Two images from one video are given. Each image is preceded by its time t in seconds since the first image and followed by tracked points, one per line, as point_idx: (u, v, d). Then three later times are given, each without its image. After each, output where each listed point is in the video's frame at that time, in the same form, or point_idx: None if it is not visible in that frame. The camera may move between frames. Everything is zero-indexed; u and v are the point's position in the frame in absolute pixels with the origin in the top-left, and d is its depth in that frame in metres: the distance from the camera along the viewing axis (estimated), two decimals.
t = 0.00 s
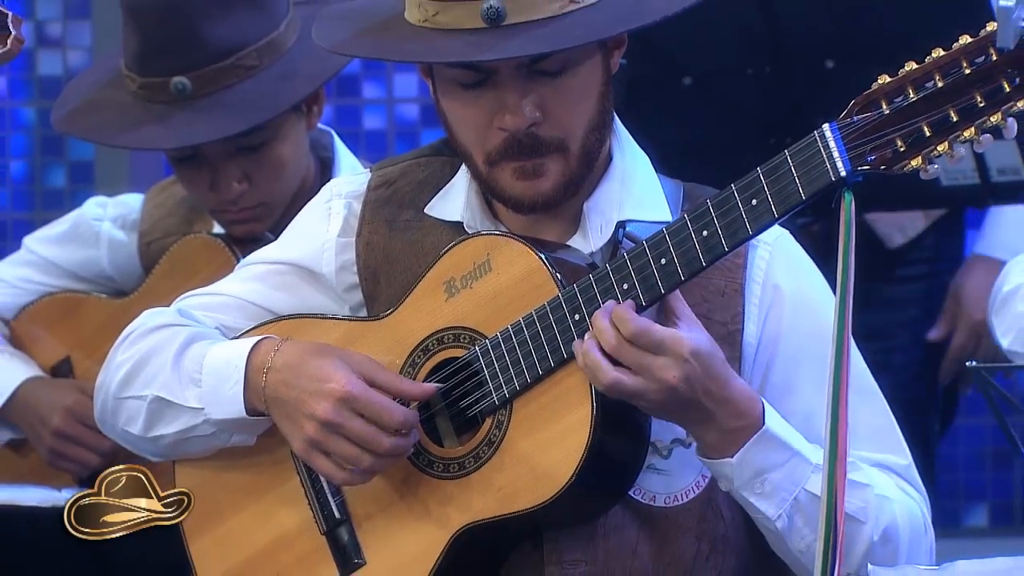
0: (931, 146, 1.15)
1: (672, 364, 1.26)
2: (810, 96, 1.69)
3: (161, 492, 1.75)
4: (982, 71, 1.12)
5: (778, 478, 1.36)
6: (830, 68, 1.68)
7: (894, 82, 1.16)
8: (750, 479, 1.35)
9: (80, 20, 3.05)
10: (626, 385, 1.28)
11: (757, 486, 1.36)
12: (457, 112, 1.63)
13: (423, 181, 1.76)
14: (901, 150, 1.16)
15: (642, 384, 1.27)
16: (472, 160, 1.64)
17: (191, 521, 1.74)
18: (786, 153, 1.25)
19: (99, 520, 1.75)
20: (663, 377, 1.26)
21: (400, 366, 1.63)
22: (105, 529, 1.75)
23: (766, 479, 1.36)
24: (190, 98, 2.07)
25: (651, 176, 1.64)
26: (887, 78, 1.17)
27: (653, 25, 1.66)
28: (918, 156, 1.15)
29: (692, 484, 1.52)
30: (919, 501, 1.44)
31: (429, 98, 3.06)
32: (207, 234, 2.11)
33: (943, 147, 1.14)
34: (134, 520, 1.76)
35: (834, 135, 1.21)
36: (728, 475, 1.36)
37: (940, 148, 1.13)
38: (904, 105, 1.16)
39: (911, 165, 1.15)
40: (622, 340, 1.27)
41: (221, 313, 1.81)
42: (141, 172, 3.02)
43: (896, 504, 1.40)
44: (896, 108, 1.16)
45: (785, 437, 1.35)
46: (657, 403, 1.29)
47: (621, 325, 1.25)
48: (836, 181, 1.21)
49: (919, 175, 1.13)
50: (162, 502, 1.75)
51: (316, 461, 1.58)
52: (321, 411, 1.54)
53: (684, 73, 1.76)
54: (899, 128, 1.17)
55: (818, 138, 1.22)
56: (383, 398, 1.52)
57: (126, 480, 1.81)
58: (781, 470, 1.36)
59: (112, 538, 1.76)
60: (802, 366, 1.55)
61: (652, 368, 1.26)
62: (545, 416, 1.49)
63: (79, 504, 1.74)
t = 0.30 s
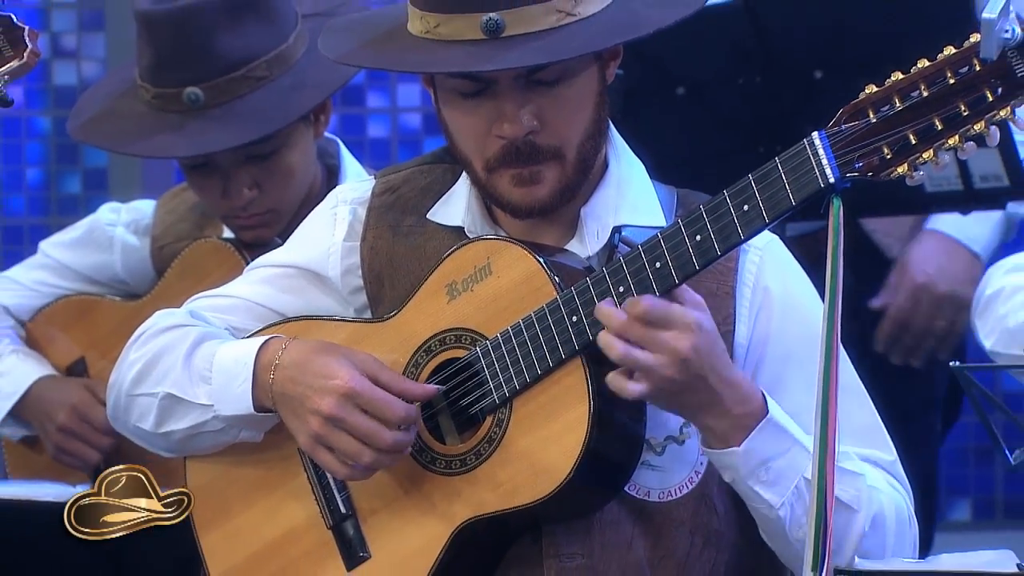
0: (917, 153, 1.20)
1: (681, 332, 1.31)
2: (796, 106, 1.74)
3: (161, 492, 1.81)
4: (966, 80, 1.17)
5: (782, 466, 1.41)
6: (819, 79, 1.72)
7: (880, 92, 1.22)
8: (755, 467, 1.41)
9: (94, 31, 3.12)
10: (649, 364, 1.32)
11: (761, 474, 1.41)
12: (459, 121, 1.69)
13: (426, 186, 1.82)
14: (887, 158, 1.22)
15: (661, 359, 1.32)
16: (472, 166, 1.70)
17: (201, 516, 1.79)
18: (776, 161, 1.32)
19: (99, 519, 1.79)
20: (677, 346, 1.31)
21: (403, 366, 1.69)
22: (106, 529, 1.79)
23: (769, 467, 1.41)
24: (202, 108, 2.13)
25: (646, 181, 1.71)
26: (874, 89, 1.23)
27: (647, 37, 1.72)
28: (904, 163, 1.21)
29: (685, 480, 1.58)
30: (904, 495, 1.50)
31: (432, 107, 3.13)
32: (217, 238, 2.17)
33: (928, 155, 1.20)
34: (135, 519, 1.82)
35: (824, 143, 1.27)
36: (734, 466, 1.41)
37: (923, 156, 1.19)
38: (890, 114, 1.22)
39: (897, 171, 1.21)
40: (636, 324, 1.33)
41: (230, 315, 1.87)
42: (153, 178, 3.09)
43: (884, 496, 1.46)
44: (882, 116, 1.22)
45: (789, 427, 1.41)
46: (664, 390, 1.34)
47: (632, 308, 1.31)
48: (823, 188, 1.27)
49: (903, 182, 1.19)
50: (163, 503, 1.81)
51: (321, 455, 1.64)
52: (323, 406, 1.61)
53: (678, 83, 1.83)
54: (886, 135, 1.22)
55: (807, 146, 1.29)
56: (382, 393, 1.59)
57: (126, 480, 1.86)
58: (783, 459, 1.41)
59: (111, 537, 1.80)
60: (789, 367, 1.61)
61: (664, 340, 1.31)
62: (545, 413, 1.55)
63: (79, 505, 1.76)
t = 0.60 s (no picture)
0: (902, 161, 1.26)
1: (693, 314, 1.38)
2: (790, 116, 1.81)
3: (159, 493, 1.88)
4: (950, 91, 1.23)
5: (782, 448, 1.48)
6: (808, 89, 1.79)
7: (868, 101, 1.28)
8: (757, 448, 1.47)
9: (106, 43, 3.18)
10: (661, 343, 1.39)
11: (761, 454, 1.47)
12: (460, 129, 1.74)
13: (429, 194, 1.87)
14: (874, 165, 1.28)
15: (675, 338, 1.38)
16: (472, 173, 1.76)
17: (211, 512, 1.86)
18: (767, 168, 1.37)
19: (100, 519, 1.81)
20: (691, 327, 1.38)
21: (407, 366, 1.75)
22: (106, 529, 1.82)
23: (771, 448, 1.48)
24: (212, 117, 2.19)
25: (642, 188, 1.76)
26: (861, 99, 1.29)
27: (642, 49, 1.78)
28: (891, 171, 1.27)
29: (679, 477, 1.62)
30: (895, 490, 1.56)
31: (434, 117, 3.20)
32: (227, 243, 2.23)
33: (914, 163, 1.26)
34: (134, 519, 1.86)
35: (812, 151, 1.33)
36: (736, 447, 1.47)
37: (910, 163, 1.25)
38: (877, 123, 1.28)
39: (883, 179, 1.27)
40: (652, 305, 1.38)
41: (239, 317, 1.93)
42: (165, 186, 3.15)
43: (877, 489, 1.51)
44: (869, 125, 1.28)
45: (789, 411, 1.48)
46: (664, 373, 1.40)
47: (657, 294, 1.36)
48: (816, 194, 1.33)
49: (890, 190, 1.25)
50: (162, 503, 1.89)
51: (324, 450, 1.69)
52: (327, 402, 1.66)
53: (673, 92, 1.88)
54: (873, 144, 1.28)
55: (797, 154, 1.34)
56: (387, 391, 1.65)
57: (126, 480, 1.88)
58: (784, 440, 1.49)
59: (112, 538, 1.82)
60: (780, 368, 1.66)
61: (679, 322, 1.38)
62: (544, 411, 1.60)
63: (79, 505, 1.79)
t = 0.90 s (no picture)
0: (890, 167, 1.33)
1: (723, 288, 1.43)
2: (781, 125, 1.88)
3: (159, 493, 1.93)
4: (936, 99, 1.29)
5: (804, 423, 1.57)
6: (797, 97, 1.85)
7: (854, 110, 1.34)
8: (782, 421, 1.55)
9: (120, 53, 3.23)
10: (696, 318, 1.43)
11: (785, 428, 1.55)
12: (460, 135, 1.80)
13: (432, 199, 1.93)
14: (862, 171, 1.34)
15: (706, 311, 1.43)
16: (472, 179, 1.82)
17: (220, 506, 1.92)
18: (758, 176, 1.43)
19: (99, 520, 1.89)
20: (722, 300, 1.42)
21: (410, 366, 1.81)
22: (106, 529, 1.89)
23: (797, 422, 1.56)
24: (222, 122, 2.26)
25: (637, 193, 1.82)
26: (849, 107, 1.34)
27: (637, 59, 1.84)
28: (878, 177, 1.33)
29: (673, 473, 1.67)
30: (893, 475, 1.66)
31: (436, 124, 3.25)
32: (237, 246, 2.29)
33: (900, 169, 1.32)
34: (134, 520, 1.91)
35: (802, 158, 1.39)
36: (761, 421, 1.55)
37: (897, 169, 1.31)
38: (865, 130, 1.34)
39: (871, 184, 1.33)
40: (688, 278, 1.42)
41: (247, 318, 2.00)
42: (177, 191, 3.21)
43: (883, 469, 1.62)
44: (857, 133, 1.34)
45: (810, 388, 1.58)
46: (698, 349, 1.44)
47: (692, 267, 1.40)
48: (805, 199, 1.39)
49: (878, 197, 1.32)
50: (163, 503, 1.94)
51: (335, 449, 1.76)
52: (338, 403, 1.73)
53: (666, 101, 1.93)
54: (861, 150, 1.34)
55: (788, 162, 1.40)
56: (394, 392, 1.71)
57: (126, 480, 1.91)
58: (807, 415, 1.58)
59: (112, 537, 1.90)
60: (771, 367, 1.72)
61: (711, 296, 1.42)
62: (543, 409, 1.67)
63: (79, 505, 1.88)
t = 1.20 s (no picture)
0: (873, 171, 1.39)
1: (738, 293, 1.49)
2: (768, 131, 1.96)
3: (159, 493, 2.00)
4: (917, 106, 1.36)
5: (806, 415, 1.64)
6: (784, 104, 1.92)
7: (840, 116, 1.40)
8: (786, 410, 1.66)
9: (132, 63, 3.31)
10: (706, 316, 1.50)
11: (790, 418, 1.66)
12: (461, 140, 1.87)
13: (432, 202, 2.00)
14: (846, 175, 1.40)
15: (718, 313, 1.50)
16: (472, 183, 1.89)
17: (228, 498, 1.99)
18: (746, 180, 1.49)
19: (99, 519, 1.95)
20: (735, 304, 1.49)
21: (411, 363, 1.88)
22: (106, 529, 1.96)
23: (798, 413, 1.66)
24: (229, 128, 2.33)
25: (629, 196, 1.90)
26: (835, 114, 1.41)
27: (631, 68, 1.91)
28: (862, 181, 1.39)
29: (664, 467, 1.74)
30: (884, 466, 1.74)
31: (437, 130, 3.32)
32: (245, 248, 2.36)
33: (884, 173, 1.39)
34: (134, 519, 1.97)
35: (790, 163, 1.45)
36: (766, 409, 1.66)
37: (880, 173, 1.38)
38: (849, 136, 1.40)
39: (856, 188, 1.39)
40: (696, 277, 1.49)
41: (254, 317, 2.07)
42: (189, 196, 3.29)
43: (876, 460, 1.70)
44: (842, 138, 1.41)
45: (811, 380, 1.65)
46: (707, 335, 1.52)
47: (700, 266, 1.47)
48: (791, 201, 1.45)
49: (861, 200, 1.38)
50: (162, 503, 2.00)
51: (339, 445, 1.83)
52: (341, 400, 1.79)
53: (658, 108, 2.01)
54: (845, 156, 1.41)
55: (776, 166, 1.46)
56: (396, 388, 1.78)
57: (126, 479, 1.97)
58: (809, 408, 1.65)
59: (112, 537, 1.96)
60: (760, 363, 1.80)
61: (723, 298, 1.49)
62: (538, 404, 1.74)
63: (79, 505, 1.94)
